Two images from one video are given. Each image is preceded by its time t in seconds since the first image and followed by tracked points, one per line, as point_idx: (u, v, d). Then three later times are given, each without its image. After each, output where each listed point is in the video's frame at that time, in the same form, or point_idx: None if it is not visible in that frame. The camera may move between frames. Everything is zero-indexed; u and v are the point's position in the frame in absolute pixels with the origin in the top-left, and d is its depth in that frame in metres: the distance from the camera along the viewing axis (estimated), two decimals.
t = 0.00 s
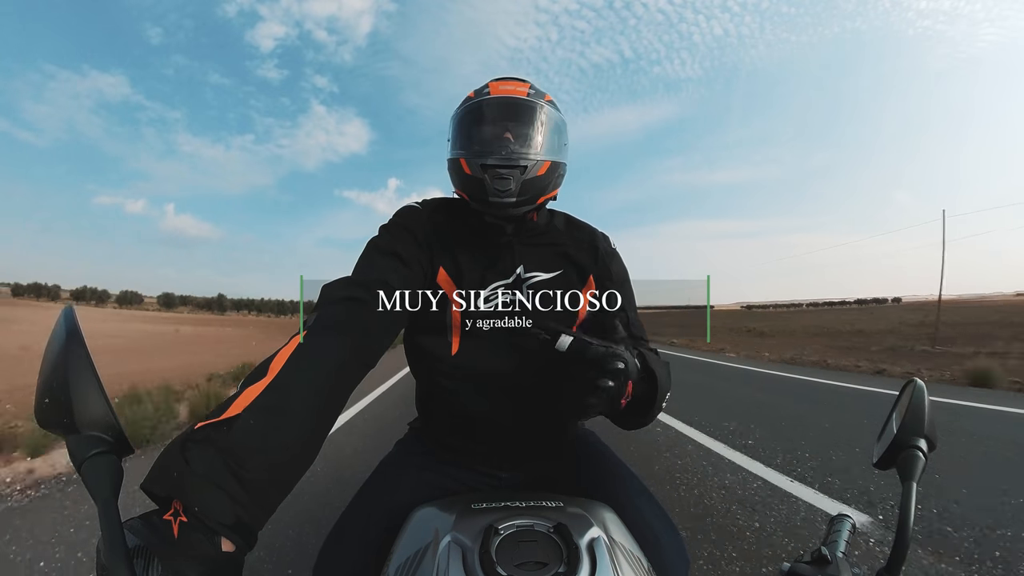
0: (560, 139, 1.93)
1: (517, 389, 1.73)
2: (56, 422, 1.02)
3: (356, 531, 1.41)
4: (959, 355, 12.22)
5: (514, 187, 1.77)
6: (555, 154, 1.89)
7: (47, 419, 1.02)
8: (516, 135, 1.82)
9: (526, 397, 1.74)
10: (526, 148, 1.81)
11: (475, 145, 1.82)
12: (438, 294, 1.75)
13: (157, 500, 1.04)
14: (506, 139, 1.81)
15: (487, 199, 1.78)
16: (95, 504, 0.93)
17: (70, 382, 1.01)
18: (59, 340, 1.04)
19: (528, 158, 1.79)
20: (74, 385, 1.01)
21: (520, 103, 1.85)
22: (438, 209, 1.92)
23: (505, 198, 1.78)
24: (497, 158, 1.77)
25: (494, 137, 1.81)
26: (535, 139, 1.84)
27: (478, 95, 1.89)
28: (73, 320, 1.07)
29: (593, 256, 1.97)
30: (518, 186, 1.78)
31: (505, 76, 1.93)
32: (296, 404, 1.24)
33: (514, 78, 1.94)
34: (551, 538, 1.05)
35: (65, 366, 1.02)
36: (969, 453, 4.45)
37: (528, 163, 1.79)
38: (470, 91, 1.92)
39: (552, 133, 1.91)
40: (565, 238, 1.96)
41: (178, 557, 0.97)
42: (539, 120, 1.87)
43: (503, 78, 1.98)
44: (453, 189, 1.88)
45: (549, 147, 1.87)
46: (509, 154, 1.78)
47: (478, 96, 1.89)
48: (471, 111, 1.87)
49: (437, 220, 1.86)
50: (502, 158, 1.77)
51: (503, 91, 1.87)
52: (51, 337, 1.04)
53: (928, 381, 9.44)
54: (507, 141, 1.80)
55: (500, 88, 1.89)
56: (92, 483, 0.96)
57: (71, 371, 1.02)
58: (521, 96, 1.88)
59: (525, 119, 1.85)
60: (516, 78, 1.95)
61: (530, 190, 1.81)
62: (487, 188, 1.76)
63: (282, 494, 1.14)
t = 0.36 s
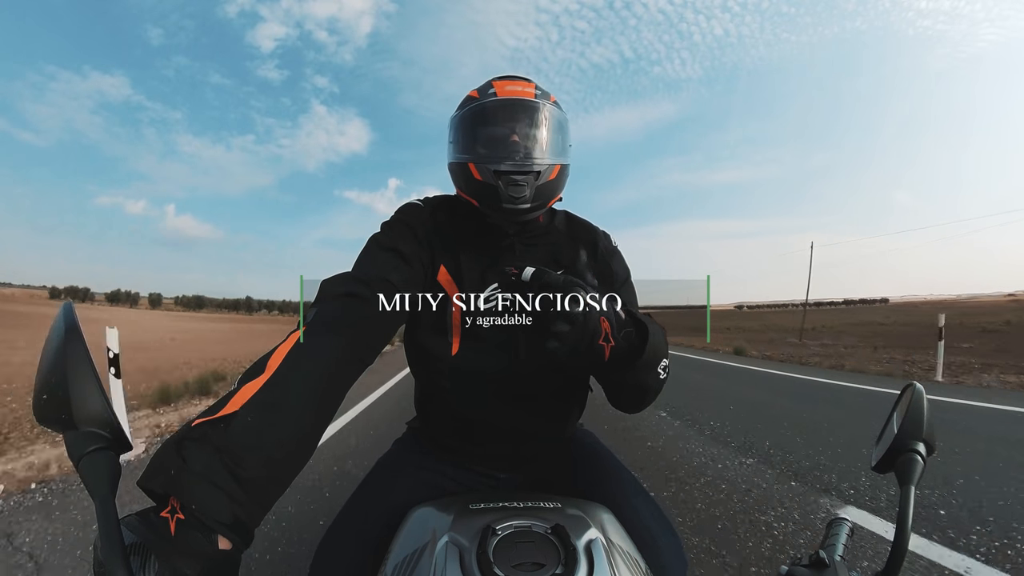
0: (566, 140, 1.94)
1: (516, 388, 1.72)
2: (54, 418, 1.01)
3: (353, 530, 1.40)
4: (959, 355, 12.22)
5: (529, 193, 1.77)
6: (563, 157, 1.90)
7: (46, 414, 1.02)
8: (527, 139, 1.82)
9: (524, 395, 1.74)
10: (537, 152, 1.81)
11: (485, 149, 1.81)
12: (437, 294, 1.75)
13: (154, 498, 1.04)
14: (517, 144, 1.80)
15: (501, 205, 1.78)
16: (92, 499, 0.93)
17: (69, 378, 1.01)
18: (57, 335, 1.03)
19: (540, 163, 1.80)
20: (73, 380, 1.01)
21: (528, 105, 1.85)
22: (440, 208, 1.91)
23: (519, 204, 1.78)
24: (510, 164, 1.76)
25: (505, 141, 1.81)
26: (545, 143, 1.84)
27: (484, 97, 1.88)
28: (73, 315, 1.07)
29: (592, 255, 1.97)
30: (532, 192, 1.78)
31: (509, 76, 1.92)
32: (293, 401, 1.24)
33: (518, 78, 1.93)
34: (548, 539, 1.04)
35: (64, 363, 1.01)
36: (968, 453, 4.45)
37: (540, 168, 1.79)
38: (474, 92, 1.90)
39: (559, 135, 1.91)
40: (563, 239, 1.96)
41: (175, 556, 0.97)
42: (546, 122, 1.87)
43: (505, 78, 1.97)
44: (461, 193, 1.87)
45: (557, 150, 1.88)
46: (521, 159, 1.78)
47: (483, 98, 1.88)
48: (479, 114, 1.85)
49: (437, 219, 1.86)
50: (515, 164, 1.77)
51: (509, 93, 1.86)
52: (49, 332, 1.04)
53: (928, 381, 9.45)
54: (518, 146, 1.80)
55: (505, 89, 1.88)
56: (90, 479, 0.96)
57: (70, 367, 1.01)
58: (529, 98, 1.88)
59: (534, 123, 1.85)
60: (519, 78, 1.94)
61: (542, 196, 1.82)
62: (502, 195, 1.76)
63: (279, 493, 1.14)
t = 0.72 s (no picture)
0: (545, 138, 1.91)
1: (517, 390, 1.72)
2: (53, 419, 1.01)
3: (353, 531, 1.40)
4: (958, 356, 12.24)
5: (502, 200, 1.76)
6: (541, 157, 1.86)
7: (44, 415, 1.01)
8: (500, 145, 1.81)
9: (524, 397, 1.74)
10: (510, 156, 1.79)
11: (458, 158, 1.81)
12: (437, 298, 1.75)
13: (153, 499, 1.04)
14: (489, 150, 1.79)
15: (476, 213, 1.78)
16: (92, 500, 0.93)
17: (68, 378, 1.01)
18: (57, 335, 1.03)
19: (512, 168, 1.78)
20: (72, 381, 1.01)
21: (498, 109, 1.84)
22: (436, 211, 1.91)
23: (494, 212, 1.77)
24: (482, 172, 1.76)
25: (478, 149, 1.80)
26: (519, 146, 1.82)
27: (456, 104, 1.88)
28: (71, 315, 1.07)
29: (593, 259, 1.97)
30: (506, 197, 1.77)
31: (482, 79, 1.91)
32: (294, 404, 1.24)
33: (491, 80, 1.91)
34: (547, 539, 1.04)
35: (63, 363, 1.01)
36: (968, 452, 4.46)
37: (513, 173, 1.77)
38: (448, 100, 1.90)
39: (537, 134, 1.89)
40: (564, 241, 1.96)
41: (174, 557, 0.97)
42: (519, 124, 1.85)
43: (482, 80, 1.96)
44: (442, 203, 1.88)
45: (533, 151, 1.85)
46: (493, 166, 1.77)
47: (457, 105, 1.88)
48: (452, 122, 1.86)
49: (435, 223, 1.86)
50: (487, 171, 1.76)
51: (480, 97, 1.85)
52: (49, 332, 1.04)
53: (928, 381, 9.46)
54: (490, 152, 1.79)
55: (477, 93, 1.87)
56: (90, 480, 0.96)
57: (70, 368, 1.01)
58: (500, 99, 1.86)
59: (506, 125, 1.83)
60: (493, 79, 1.93)
61: (518, 200, 1.79)
62: (474, 204, 1.76)
63: (279, 494, 1.14)
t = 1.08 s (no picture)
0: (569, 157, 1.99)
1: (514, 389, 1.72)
2: (53, 418, 1.01)
3: (352, 530, 1.41)
4: (957, 354, 12.22)
5: (536, 217, 1.81)
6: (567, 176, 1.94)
7: (44, 415, 1.01)
8: (539, 161, 1.84)
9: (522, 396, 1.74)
10: (547, 174, 1.84)
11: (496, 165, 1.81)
12: (434, 296, 1.75)
13: (153, 499, 1.04)
14: (529, 164, 1.82)
15: (508, 224, 1.80)
16: (91, 499, 0.93)
17: (68, 378, 1.01)
18: (56, 335, 1.04)
19: (549, 187, 1.83)
20: (72, 380, 1.01)
21: (540, 124, 1.86)
22: (432, 212, 1.92)
23: (526, 227, 1.82)
24: (523, 187, 1.78)
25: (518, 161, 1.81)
26: (555, 165, 1.88)
27: (496, 107, 1.85)
28: (71, 316, 1.08)
29: (587, 260, 1.97)
30: (539, 215, 1.83)
31: (522, 86, 1.91)
32: (292, 402, 1.24)
33: (530, 89, 1.92)
34: (546, 539, 1.04)
35: (63, 363, 1.02)
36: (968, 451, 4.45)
37: (550, 192, 1.83)
38: (487, 100, 1.87)
39: (563, 152, 1.95)
40: (557, 241, 1.97)
41: (175, 555, 0.97)
42: (556, 142, 1.90)
43: (516, 84, 1.95)
44: (464, 204, 1.87)
45: (563, 170, 1.92)
46: (533, 182, 1.80)
47: (497, 107, 1.85)
48: (492, 126, 1.84)
49: (431, 223, 1.87)
50: (528, 187, 1.79)
51: (523, 107, 1.85)
52: (48, 333, 1.04)
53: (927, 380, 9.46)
54: (530, 167, 1.82)
55: (519, 101, 1.87)
56: (89, 479, 0.96)
57: (69, 367, 1.02)
58: (541, 114, 1.88)
59: (544, 141, 1.86)
60: (531, 88, 1.93)
61: (546, 218, 1.87)
62: (511, 216, 1.78)
63: (278, 493, 1.14)
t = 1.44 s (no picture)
0: (558, 150, 1.96)
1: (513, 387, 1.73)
2: (52, 422, 1.02)
3: (352, 529, 1.41)
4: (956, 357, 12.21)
5: (520, 214, 1.81)
6: (555, 170, 1.92)
7: (44, 418, 1.02)
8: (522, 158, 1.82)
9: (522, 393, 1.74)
10: (530, 170, 1.82)
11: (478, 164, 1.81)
12: (433, 295, 1.76)
13: (154, 502, 1.03)
14: (511, 162, 1.80)
15: (492, 222, 1.81)
16: (91, 503, 0.92)
17: (65, 381, 1.01)
18: (54, 338, 1.04)
19: (533, 183, 1.81)
20: (69, 383, 1.01)
21: (522, 119, 1.83)
22: (430, 212, 1.93)
23: (510, 224, 1.82)
24: (504, 185, 1.78)
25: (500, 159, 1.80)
26: (539, 160, 1.85)
27: (477, 106, 1.85)
28: (69, 319, 1.08)
29: (586, 256, 1.97)
30: (523, 212, 1.82)
31: (502, 83, 1.89)
32: (290, 404, 1.24)
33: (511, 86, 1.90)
34: (547, 538, 1.05)
35: (60, 366, 1.02)
36: (968, 451, 4.45)
37: (533, 188, 1.82)
38: (467, 100, 1.86)
39: (551, 147, 1.92)
40: (556, 239, 1.97)
41: (178, 558, 0.96)
42: (540, 136, 1.87)
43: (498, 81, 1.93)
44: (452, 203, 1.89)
45: (550, 165, 1.89)
46: (515, 179, 1.79)
47: (478, 107, 1.85)
48: (472, 125, 1.83)
49: (429, 222, 1.88)
50: (509, 184, 1.78)
51: (504, 104, 1.84)
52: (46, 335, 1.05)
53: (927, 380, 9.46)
54: (512, 164, 1.80)
55: (499, 98, 1.85)
56: (88, 483, 0.96)
57: (66, 371, 1.02)
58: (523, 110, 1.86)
59: (527, 137, 1.84)
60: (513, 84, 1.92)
61: (532, 214, 1.86)
62: (494, 215, 1.79)
63: (279, 495, 1.15)
